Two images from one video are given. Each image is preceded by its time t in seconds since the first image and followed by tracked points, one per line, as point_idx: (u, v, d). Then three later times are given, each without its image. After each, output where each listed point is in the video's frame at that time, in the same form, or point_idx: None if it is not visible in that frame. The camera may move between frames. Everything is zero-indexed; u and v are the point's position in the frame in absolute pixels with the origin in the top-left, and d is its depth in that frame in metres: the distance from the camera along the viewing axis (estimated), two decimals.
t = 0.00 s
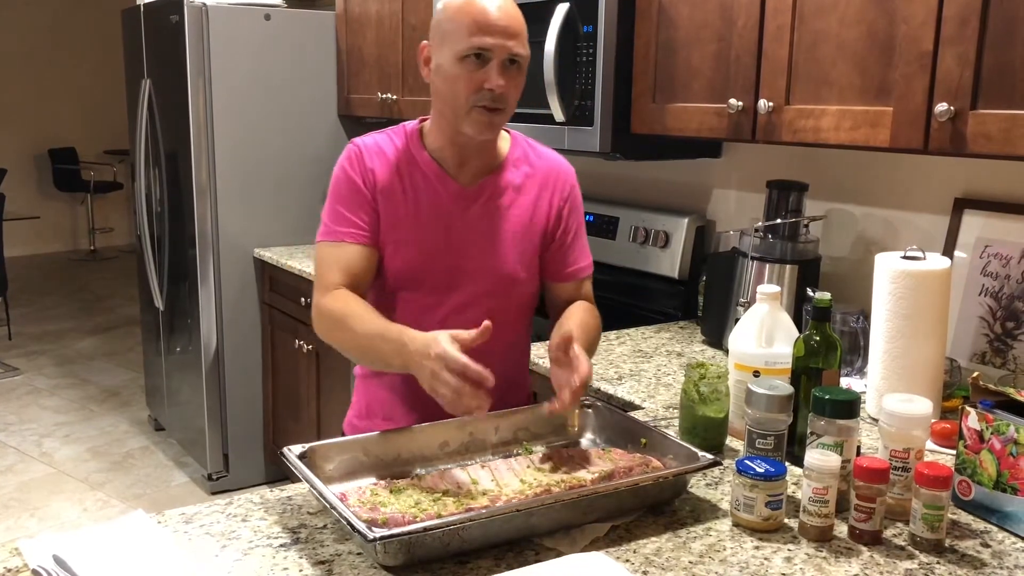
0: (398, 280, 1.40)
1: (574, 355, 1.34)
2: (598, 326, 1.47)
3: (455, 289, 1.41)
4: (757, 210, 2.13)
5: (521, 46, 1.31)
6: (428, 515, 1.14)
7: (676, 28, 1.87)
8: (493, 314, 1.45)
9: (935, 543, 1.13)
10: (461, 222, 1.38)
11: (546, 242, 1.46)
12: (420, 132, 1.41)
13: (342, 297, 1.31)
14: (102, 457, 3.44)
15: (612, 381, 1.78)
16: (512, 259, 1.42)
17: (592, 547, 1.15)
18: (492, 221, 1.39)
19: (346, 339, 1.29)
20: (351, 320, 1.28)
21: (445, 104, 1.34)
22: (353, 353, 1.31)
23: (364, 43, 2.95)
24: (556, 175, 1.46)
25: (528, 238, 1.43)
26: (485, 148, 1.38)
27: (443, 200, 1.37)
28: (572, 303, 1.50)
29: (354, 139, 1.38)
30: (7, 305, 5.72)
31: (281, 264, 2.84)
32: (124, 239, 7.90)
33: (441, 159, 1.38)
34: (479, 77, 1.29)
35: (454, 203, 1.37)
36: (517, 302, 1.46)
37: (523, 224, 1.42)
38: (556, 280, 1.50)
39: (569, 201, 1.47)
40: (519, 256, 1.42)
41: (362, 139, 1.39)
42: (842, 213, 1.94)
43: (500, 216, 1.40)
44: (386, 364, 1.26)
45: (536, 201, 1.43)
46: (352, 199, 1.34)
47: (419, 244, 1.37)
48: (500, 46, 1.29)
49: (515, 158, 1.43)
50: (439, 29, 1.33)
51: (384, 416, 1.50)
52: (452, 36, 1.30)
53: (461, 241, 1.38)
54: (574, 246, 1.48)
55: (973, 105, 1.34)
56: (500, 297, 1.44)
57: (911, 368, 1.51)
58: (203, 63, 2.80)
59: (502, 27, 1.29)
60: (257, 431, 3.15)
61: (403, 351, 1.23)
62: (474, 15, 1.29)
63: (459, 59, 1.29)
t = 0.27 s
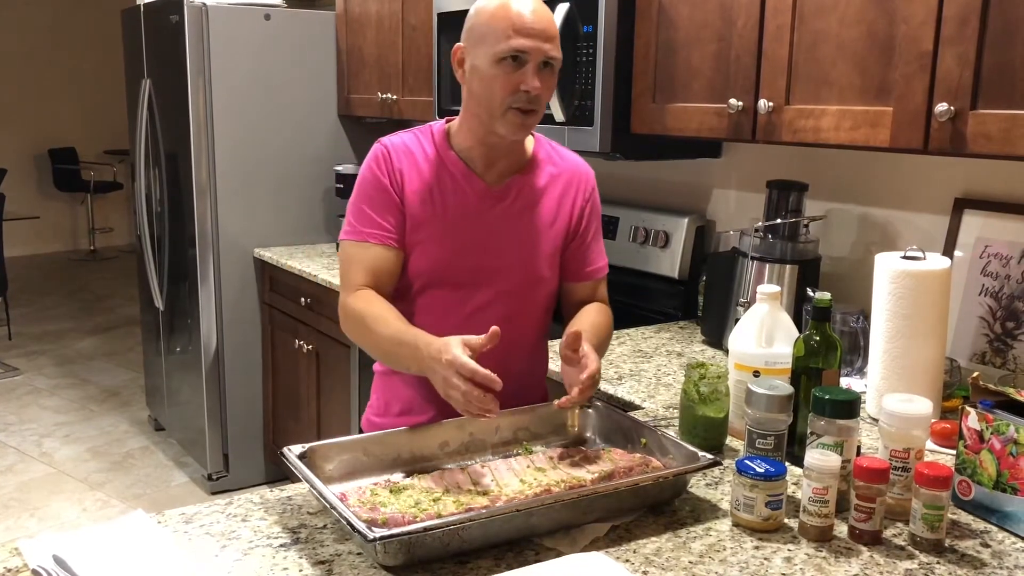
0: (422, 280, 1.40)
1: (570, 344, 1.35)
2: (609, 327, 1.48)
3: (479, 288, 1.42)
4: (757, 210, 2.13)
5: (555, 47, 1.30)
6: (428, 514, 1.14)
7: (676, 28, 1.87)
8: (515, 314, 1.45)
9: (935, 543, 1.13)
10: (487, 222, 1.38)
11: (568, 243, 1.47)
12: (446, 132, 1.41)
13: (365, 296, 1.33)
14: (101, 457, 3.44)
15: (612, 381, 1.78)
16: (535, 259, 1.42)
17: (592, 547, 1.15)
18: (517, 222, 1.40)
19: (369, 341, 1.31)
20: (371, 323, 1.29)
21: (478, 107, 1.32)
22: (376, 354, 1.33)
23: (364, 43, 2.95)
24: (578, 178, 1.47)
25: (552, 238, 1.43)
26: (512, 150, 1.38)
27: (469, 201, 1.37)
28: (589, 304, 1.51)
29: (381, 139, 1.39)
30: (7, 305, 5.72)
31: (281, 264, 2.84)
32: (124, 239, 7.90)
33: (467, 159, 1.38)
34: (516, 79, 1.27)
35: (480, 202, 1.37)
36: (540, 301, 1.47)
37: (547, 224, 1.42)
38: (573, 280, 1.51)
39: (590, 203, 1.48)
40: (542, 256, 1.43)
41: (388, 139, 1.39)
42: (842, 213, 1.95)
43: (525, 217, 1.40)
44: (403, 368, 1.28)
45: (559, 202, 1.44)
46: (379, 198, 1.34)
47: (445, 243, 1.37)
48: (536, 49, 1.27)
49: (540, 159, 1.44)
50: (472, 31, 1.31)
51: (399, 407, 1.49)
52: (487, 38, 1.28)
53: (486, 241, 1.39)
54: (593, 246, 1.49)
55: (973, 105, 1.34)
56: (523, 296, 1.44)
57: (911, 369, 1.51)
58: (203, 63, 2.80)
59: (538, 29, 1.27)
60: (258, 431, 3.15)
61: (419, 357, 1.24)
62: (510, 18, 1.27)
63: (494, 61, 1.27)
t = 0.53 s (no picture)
0: (433, 279, 1.40)
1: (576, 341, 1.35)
2: (615, 325, 1.49)
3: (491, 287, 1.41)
4: (757, 210, 2.13)
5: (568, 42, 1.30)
6: (428, 514, 1.14)
7: (676, 27, 1.87)
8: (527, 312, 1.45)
9: (935, 543, 1.13)
10: (500, 219, 1.38)
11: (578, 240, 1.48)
12: (456, 130, 1.41)
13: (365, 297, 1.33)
14: (101, 457, 3.44)
15: (612, 381, 1.78)
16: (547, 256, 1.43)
17: (592, 547, 1.15)
18: (529, 218, 1.40)
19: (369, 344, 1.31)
20: (372, 326, 1.29)
21: (492, 102, 1.31)
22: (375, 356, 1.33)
23: (364, 42, 2.95)
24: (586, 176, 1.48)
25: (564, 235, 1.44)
26: (525, 147, 1.38)
27: (482, 198, 1.37)
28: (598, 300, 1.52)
29: (392, 138, 1.38)
30: (7, 305, 5.72)
31: (281, 264, 2.84)
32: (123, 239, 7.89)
33: (479, 156, 1.38)
34: (531, 73, 1.27)
35: (494, 201, 1.38)
36: (551, 298, 1.47)
37: (558, 221, 1.43)
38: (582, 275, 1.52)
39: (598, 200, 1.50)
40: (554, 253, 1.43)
41: (397, 138, 1.39)
42: (842, 212, 1.95)
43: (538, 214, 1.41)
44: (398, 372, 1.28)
45: (569, 198, 1.45)
46: (391, 197, 1.33)
47: (458, 242, 1.37)
48: (551, 43, 1.27)
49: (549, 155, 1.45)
50: (484, 28, 1.31)
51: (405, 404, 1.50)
52: (501, 34, 1.28)
53: (499, 240, 1.39)
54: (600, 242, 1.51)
55: (973, 105, 1.34)
56: (536, 293, 1.45)
57: (911, 368, 1.51)
58: (203, 63, 2.80)
59: (551, 24, 1.28)
60: (257, 431, 3.15)
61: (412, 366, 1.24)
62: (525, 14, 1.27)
63: (509, 55, 1.27)
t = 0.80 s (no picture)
0: (429, 279, 1.38)
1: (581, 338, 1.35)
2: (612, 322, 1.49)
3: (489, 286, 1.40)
4: (757, 210, 2.13)
5: (553, 48, 1.28)
6: (428, 515, 1.14)
7: (676, 27, 1.87)
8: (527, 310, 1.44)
9: (935, 543, 1.13)
10: (495, 216, 1.38)
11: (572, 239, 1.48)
12: (447, 130, 1.40)
13: (349, 298, 1.33)
14: (101, 457, 3.44)
15: (612, 381, 1.78)
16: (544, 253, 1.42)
17: (592, 547, 1.15)
18: (524, 215, 1.40)
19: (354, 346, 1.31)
20: (354, 327, 1.30)
21: (478, 106, 1.33)
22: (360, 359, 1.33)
23: (364, 42, 2.95)
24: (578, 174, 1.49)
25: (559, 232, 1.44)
26: (519, 145, 1.39)
27: (476, 195, 1.37)
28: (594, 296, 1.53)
29: (383, 139, 1.37)
30: (7, 305, 5.72)
31: (281, 264, 2.84)
32: (123, 239, 7.89)
33: (473, 155, 1.38)
34: (511, 81, 1.27)
35: (489, 198, 1.38)
36: (547, 297, 1.46)
37: (552, 217, 1.43)
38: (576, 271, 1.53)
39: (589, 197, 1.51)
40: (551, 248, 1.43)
41: (388, 139, 1.38)
42: (842, 212, 1.95)
43: (533, 211, 1.41)
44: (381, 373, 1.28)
45: (562, 195, 1.45)
46: (384, 198, 1.33)
47: (454, 240, 1.36)
48: (533, 51, 1.26)
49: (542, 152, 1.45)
50: (473, 30, 1.31)
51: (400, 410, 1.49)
52: (487, 38, 1.28)
53: (495, 236, 1.38)
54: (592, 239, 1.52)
55: (973, 105, 1.34)
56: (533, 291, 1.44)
57: (911, 369, 1.51)
58: (203, 63, 2.80)
59: (535, 30, 1.26)
60: (257, 431, 3.15)
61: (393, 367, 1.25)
62: (509, 19, 1.26)
63: (492, 62, 1.27)
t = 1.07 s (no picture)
0: (397, 286, 1.36)
1: (601, 342, 1.34)
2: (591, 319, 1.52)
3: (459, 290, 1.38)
4: (757, 210, 2.13)
5: (501, 62, 1.25)
6: (428, 514, 1.14)
7: (677, 27, 1.87)
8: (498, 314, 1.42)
9: (935, 543, 1.13)
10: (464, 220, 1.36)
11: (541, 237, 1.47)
12: (407, 131, 1.37)
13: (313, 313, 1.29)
14: (101, 457, 3.44)
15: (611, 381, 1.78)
16: (514, 254, 1.41)
17: (592, 547, 1.15)
18: (493, 217, 1.38)
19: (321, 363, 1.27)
20: (321, 343, 1.26)
21: (429, 113, 1.32)
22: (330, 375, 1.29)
23: (364, 42, 2.95)
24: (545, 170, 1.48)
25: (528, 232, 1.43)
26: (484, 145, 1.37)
27: (443, 198, 1.35)
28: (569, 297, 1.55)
29: (341, 143, 1.33)
30: (7, 305, 5.72)
31: (281, 264, 2.84)
32: (123, 239, 7.89)
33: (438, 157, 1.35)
34: (456, 96, 1.26)
35: (455, 200, 1.35)
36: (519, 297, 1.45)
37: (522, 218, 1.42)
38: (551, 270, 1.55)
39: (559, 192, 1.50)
40: (521, 249, 1.41)
41: (345, 143, 1.34)
42: (842, 212, 1.95)
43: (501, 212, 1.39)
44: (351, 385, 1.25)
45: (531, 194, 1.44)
46: (345, 205, 1.29)
47: (421, 244, 1.34)
48: (479, 67, 1.24)
49: (507, 151, 1.44)
50: (427, 33, 1.28)
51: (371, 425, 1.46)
52: (438, 46, 1.25)
53: (464, 239, 1.36)
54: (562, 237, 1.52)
55: (973, 105, 1.34)
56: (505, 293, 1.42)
57: (911, 369, 1.51)
58: (203, 63, 2.80)
59: (481, 44, 1.23)
60: (257, 431, 3.15)
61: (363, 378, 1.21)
62: (458, 30, 1.23)
63: (439, 73, 1.26)
